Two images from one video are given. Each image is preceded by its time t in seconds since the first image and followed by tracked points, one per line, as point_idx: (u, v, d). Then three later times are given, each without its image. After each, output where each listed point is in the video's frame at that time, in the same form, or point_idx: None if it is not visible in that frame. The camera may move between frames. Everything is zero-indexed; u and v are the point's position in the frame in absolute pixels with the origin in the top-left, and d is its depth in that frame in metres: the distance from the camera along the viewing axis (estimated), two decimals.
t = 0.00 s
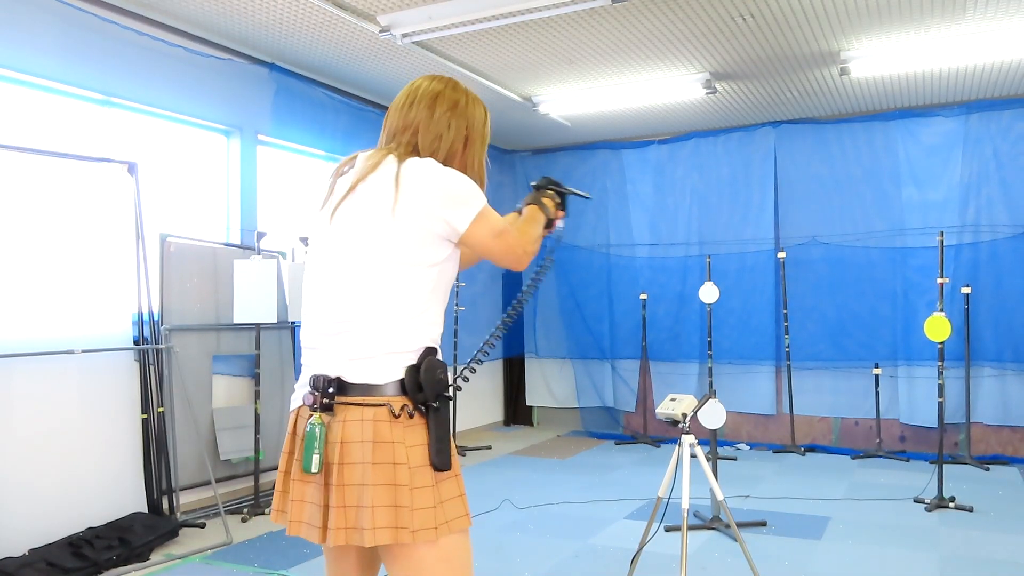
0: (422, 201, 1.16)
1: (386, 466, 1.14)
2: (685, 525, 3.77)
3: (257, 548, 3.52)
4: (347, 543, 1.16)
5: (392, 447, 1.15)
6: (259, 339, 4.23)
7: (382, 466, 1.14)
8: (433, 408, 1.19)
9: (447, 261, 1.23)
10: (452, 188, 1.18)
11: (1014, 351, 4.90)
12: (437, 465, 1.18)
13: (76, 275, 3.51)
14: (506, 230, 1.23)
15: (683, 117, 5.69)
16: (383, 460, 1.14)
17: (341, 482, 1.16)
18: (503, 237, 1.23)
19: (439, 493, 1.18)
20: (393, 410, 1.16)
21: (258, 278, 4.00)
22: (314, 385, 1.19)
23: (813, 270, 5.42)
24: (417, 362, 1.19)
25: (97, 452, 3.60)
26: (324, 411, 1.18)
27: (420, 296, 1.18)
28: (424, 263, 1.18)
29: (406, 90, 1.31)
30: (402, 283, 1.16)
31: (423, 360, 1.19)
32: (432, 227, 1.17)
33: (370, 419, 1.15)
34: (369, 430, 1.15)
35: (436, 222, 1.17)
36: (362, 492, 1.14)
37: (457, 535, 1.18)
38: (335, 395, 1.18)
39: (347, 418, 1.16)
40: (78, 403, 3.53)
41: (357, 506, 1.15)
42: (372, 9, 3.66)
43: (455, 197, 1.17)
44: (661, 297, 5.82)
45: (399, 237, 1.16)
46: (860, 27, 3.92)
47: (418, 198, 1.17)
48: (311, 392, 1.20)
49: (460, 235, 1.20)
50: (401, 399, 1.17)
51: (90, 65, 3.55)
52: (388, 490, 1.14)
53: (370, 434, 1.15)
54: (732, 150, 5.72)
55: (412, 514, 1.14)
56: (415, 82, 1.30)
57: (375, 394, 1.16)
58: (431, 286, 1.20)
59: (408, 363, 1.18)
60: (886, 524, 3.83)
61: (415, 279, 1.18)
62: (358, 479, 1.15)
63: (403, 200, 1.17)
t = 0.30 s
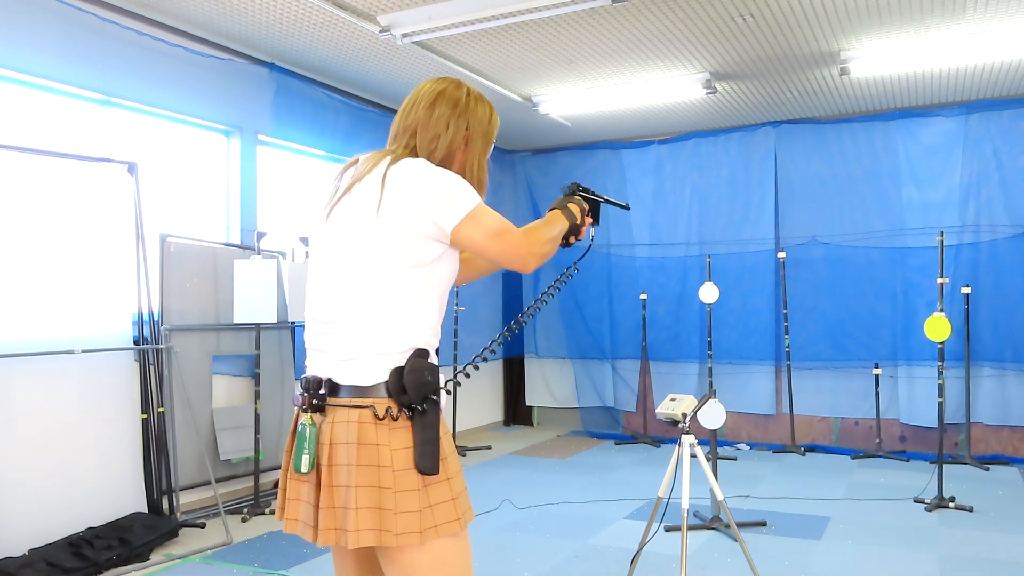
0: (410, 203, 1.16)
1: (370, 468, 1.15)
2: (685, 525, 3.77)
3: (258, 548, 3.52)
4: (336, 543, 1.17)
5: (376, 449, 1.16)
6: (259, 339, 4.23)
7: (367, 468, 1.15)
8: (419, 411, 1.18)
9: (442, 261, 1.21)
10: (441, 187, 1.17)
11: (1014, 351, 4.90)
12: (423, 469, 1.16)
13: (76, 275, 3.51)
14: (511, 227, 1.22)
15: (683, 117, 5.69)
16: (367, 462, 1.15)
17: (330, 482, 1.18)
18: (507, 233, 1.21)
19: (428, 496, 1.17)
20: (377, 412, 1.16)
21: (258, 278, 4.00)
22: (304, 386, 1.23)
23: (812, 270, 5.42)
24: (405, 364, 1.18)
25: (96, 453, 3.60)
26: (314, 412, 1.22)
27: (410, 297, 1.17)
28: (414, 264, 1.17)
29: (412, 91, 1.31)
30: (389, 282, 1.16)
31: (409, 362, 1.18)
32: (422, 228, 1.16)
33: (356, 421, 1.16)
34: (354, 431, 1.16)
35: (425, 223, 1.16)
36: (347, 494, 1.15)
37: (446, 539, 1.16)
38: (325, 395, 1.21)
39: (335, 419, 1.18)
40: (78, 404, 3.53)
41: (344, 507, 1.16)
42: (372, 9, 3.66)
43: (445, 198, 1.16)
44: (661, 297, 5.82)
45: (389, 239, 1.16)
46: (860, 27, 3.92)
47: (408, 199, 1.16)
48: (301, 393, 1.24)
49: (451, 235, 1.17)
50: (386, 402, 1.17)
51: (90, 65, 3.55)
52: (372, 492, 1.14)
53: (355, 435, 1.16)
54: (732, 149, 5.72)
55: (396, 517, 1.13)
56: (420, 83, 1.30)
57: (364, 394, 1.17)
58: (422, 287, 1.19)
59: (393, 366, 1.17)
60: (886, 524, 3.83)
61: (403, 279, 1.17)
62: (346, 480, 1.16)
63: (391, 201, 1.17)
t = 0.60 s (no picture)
0: (407, 200, 1.15)
1: (381, 463, 1.15)
2: (685, 525, 3.77)
3: (257, 548, 3.52)
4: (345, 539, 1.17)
5: (387, 445, 1.16)
6: (259, 339, 4.23)
7: (378, 464, 1.15)
8: (429, 407, 1.18)
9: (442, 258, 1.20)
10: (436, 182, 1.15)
11: (1014, 351, 4.90)
12: (434, 464, 1.17)
13: (76, 275, 3.52)
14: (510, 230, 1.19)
15: (683, 117, 5.69)
16: (378, 457, 1.15)
17: (340, 478, 1.18)
18: (506, 236, 1.17)
19: (438, 492, 1.17)
20: (388, 408, 1.16)
21: (258, 277, 4.00)
22: (314, 383, 1.24)
23: (812, 270, 5.42)
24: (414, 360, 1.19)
25: (96, 452, 3.60)
26: (325, 408, 1.22)
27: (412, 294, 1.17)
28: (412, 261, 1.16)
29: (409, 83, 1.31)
30: (391, 280, 1.16)
31: (419, 358, 1.18)
32: (419, 225, 1.16)
33: (366, 417, 1.17)
34: (365, 427, 1.16)
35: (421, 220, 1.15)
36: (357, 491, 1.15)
37: (456, 535, 1.17)
38: (335, 392, 1.22)
39: (346, 415, 1.18)
40: (79, 403, 3.53)
41: (353, 502, 1.15)
42: (372, 9, 3.66)
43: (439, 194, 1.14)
44: (661, 297, 5.83)
45: (388, 237, 1.16)
46: (860, 27, 3.92)
47: (404, 197, 1.16)
48: (311, 389, 1.25)
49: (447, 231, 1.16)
50: (396, 397, 1.17)
51: (90, 65, 3.55)
52: (383, 488, 1.14)
53: (366, 431, 1.16)
54: (731, 149, 5.72)
55: (407, 512, 1.14)
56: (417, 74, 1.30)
57: (375, 391, 1.17)
58: (421, 284, 1.18)
59: (403, 362, 1.18)
60: (886, 523, 3.83)
61: (405, 276, 1.17)
62: (356, 476, 1.15)
63: (389, 198, 1.17)
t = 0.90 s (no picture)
0: (387, 199, 1.14)
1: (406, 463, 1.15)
2: (685, 525, 3.77)
3: (257, 548, 3.52)
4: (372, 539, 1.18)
5: (411, 445, 1.16)
6: (259, 339, 4.23)
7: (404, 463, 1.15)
8: (449, 405, 1.18)
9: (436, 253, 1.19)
10: (411, 177, 1.12)
11: (1014, 351, 4.90)
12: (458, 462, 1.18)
13: (76, 275, 3.52)
14: (467, 199, 1.09)
15: (683, 117, 5.69)
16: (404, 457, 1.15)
17: (365, 479, 1.18)
18: (457, 201, 1.09)
19: (461, 489, 1.19)
20: (411, 408, 1.16)
21: (258, 278, 4.00)
22: (333, 387, 1.21)
23: (813, 270, 5.42)
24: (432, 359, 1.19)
25: (97, 453, 3.60)
26: (345, 411, 1.20)
27: (406, 291, 1.17)
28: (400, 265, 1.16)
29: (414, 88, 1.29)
30: (385, 280, 1.17)
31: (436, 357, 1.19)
32: (400, 227, 1.14)
33: (390, 417, 1.16)
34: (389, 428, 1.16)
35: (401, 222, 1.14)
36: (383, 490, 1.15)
37: (480, 529, 1.20)
38: (354, 395, 1.19)
39: (368, 415, 1.17)
40: (79, 404, 3.53)
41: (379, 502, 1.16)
42: (372, 9, 3.66)
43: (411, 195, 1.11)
44: (661, 297, 5.83)
45: (377, 242, 1.16)
46: (860, 27, 3.92)
47: (384, 201, 1.15)
48: (330, 394, 1.22)
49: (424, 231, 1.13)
50: (417, 397, 1.17)
51: (90, 65, 3.55)
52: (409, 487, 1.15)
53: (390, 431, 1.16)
54: (731, 149, 5.72)
55: (434, 509, 1.15)
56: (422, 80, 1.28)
57: (396, 390, 1.17)
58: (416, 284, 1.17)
59: (422, 362, 1.18)
60: (886, 523, 3.83)
61: (399, 275, 1.16)
62: (382, 476, 1.16)
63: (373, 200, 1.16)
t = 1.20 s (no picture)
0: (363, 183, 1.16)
1: (407, 466, 1.15)
2: (685, 525, 3.77)
3: (258, 548, 3.53)
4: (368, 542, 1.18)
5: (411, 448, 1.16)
6: (259, 339, 4.23)
7: (405, 466, 1.15)
8: (447, 408, 1.18)
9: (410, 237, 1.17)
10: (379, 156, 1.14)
11: (1014, 351, 4.90)
12: (458, 463, 1.18)
13: (77, 275, 3.52)
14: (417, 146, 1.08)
15: (682, 117, 5.69)
16: (405, 460, 1.15)
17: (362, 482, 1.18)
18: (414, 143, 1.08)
19: (462, 489, 1.19)
20: (410, 411, 1.16)
21: (258, 277, 4.00)
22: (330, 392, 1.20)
23: (812, 270, 5.42)
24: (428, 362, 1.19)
25: (96, 453, 3.59)
26: (344, 414, 1.19)
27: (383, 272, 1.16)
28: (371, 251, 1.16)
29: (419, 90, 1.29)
30: (365, 264, 1.17)
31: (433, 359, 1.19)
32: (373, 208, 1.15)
33: (389, 420, 1.15)
34: (389, 431, 1.15)
35: (369, 206, 1.16)
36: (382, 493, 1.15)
37: (481, 529, 1.20)
38: (354, 398, 1.19)
39: (367, 419, 1.17)
40: (79, 404, 3.53)
41: (378, 506, 1.16)
42: (372, 9, 3.66)
43: (371, 173, 1.13)
44: (661, 297, 5.83)
45: (356, 230, 1.18)
46: (860, 27, 3.92)
47: (358, 188, 1.18)
48: (326, 399, 1.20)
49: (385, 204, 1.13)
50: (416, 400, 1.17)
51: (90, 65, 3.55)
52: (410, 490, 1.15)
53: (390, 435, 1.15)
54: (732, 149, 5.71)
55: (436, 512, 1.15)
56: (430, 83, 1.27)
57: (394, 394, 1.16)
58: (390, 270, 1.16)
59: (419, 365, 1.18)
60: (886, 523, 3.83)
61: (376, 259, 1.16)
62: (382, 478, 1.16)
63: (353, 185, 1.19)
